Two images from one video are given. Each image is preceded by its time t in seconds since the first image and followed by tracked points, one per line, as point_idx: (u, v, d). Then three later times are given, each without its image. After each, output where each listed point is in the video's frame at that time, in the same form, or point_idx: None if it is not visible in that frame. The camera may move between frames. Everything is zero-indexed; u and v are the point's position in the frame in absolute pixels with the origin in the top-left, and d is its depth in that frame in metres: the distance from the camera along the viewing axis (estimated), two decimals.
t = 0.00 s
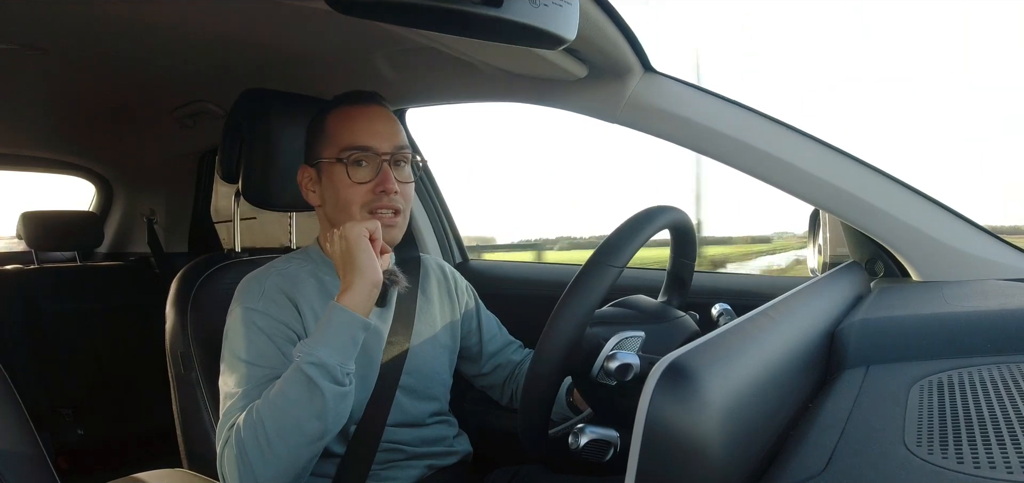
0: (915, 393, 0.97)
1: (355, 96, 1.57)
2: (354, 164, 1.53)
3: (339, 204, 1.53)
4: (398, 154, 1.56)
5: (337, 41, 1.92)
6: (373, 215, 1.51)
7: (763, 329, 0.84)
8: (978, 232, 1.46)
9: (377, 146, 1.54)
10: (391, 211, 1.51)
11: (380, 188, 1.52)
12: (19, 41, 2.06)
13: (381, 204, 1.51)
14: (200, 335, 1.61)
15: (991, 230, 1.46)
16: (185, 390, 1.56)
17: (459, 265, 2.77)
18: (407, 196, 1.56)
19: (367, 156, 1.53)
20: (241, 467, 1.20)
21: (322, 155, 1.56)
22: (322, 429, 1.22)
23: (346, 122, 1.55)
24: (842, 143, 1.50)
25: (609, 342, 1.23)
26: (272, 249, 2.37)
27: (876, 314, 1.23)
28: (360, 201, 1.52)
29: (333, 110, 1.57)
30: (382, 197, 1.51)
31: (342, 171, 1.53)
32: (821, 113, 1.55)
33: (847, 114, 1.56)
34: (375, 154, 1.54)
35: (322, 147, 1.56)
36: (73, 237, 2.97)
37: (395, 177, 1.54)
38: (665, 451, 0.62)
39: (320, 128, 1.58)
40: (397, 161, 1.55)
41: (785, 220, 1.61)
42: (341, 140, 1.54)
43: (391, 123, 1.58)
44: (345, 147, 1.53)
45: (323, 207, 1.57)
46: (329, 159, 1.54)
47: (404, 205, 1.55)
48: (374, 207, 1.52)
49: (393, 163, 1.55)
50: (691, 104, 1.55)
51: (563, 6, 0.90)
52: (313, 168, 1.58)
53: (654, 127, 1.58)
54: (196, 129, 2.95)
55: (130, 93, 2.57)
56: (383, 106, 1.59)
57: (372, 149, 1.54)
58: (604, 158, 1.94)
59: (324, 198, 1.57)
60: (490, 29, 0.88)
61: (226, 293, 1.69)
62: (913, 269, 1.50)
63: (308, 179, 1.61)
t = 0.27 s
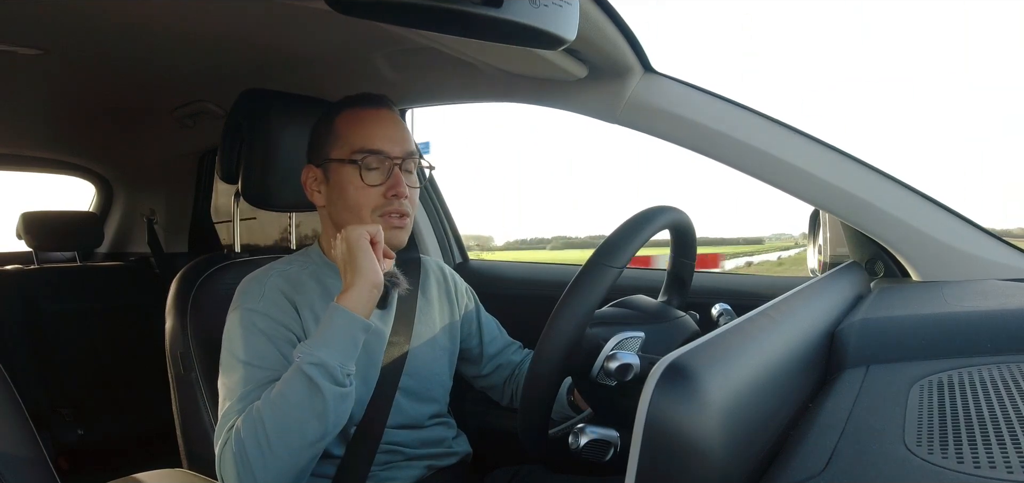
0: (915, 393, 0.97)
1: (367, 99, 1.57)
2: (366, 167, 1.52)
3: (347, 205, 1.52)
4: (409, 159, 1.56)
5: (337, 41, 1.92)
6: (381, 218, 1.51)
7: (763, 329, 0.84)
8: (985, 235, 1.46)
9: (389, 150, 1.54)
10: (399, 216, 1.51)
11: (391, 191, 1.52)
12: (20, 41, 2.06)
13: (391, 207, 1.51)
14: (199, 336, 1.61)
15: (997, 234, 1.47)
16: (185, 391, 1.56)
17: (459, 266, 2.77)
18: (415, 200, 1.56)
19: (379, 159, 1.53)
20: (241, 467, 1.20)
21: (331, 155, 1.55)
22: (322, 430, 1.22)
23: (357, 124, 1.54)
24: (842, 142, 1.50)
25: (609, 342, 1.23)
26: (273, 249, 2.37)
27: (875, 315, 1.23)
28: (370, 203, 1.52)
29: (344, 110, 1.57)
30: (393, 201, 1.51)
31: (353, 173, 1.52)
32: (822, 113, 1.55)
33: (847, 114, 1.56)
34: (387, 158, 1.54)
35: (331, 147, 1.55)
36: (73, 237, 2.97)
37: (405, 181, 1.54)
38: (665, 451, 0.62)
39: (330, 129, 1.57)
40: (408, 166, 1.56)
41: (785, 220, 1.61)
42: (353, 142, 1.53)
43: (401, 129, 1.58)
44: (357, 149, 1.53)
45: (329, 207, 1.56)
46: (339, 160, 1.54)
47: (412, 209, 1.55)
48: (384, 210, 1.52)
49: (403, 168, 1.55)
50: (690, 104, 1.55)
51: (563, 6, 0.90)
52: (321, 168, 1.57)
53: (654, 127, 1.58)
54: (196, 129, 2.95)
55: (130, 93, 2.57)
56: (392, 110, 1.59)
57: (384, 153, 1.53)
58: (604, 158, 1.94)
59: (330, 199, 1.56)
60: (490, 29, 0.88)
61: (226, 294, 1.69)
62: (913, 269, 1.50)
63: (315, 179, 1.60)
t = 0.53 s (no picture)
0: (915, 393, 0.97)
1: (363, 96, 1.57)
2: (366, 162, 1.52)
3: (347, 201, 1.52)
4: (406, 153, 1.56)
5: (338, 41, 1.93)
6: (381, 213, 1.50)
7: (762, 329, 0.84)
8: (979, 232, 1.45)
9: (387, 144, 1.54)
10: (399, 210, 1.51)
11: (390, 186, 1.51)
12: (20, 41, 2.06)
13: (391, 201, 1.51)
14: (199, 336, 1.61)
15: (993, 233, 1.46)
16: (185, 391, 1.56)
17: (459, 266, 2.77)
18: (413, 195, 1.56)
19: (378, 154, 1.53)
20: (240, 467, 1.20)
21: (330, 153, 1.55)
22: (321, 429, 1.22)
23: (355, 121, 1.54)
24: (842, 142, 1.50)
25: (609, 342, 1.23)
26: (273, 249, 2.37)
27: (875, 315, 1.23)
28: (369, 198, 1.51)
29: (340, 108, 1.57)
30: (392, 195, 1.51)
31: (353, 169, 1.52)
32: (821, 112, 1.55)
33: (847, 114, 1.56)
34: (385, 153, 1.53)
35: (329, 144, 1.55)
36: (73, 237, 2.97)
37: (404, 176, 1.54)
38: (663, 450, 0.62)
39: (326, 127, 1.57)
40: (406, 161, 1.56)
41: (785, 220, 1.61)
42: (352, 138, 1.53)
43: (397, 124, 1.58)
44: (356, 145, 1.53)
45: (328, 205, 1.55)
46: (338, 156, 1.53)
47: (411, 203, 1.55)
48: (384, 204, 1.51)
49: (400, 162, 1.54)
50: (689, 103, 1.55)
51: (563, 6, 0.90)
52: (319, 166, 1.57)
53: (654, 127, 1.58)
54: (196, 129, 2.95)
55: (131, 93, 2.57)
56: (385, 106, 1.60)
57: (382, 148, 1.53)
58: (604, 158, 1.94)
59: (329, 196, 1.55)
60: (490, 29, 0.88)
61: (225, 294, 1.69)
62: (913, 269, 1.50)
63: (312, 177, 1.59)
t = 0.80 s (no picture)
0: (915, 393, 0.97)
1: (367, 97, 1.57)
2: (371, 163, 1.52)
3: (351, 202, 1.52)
4: (410, 154, 1.57)
5: (337, 41, 1.93)
6: (387, 214, 1.51)
7: (762, 329, 0.84)
8: (978, 232, 1.46)
9: (391, 145, 1.54)
10: (404, 211, 1.51)
11: (394, 187, 1.52)
12: (18, 41, 2.06)
13: (395, 202, 1.51)
14: (200, 336, 1.61)
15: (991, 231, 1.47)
16: (185, 391, 1.56)
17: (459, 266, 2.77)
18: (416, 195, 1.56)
19: (382, 155, 1.53)
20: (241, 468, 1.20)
21: (333, 153, 1.54)
22: (323, 431, 1.22)
23: (359, 121, 1.54)
24: (841, 143, 1.50)
25: (609, 342, 1.23)
26: (273, 249, 2.37)
27: (875, 315, 1.23)
28: (373, 199, 1.52)
29: (344, 109, 1.56)
30: (397, 195, 1.51)
31: (358, 170, 1.52)
32: (820, 112, 1.55)
33: (847, 115, 1.56)
34: (389, 154, 1.54)
35: (333, 145, 1.55)
36: (73, 237, 2.96)
37: (408, 177, 1.54)
38: (664, 450, 0.62)
39: (329, 127, 1.56)
40: (409, 162, 1.56)
41: (785, 221, 1.61)
42: (356, 139, 1.53)
43: (401, 125, 1.58)
44: (361, 146, 1.52)
45: (331, 206, 1.55)
46: (342, 157, 1.53)
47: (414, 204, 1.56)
48: (388, 205, 1.52)
49: (404, 163, 1.55)
50: (688, 103, 1.55)
51: (563, 6, 0.90)
52: (322, 167, 1.56)
53: (654, 127, 1.58)
54: (196, 129, 2.95)
55: (131, 93, 2.57)
56: (389, 107, 1.59)
57: (387, 149, 1.53)
58: (604, 158, 1.94)
59: (332, 197, 1.55)
60: (489, 30, 0.88)
61: (226, 294, 1.69)
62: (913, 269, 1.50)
63: (315, 179, 1.59)
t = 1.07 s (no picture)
0: (916, 393, 0.97)
1: (370, 98, 1.58)
2: (374, 163, 1.52)
3: (353, 202, 1.52)
4: (412, 155, 1.57)
5: (337, 41, 1.92)
6: (389, 214, 1.51)
7: (762, 330, 0.84)
8: (978, 232, 1.45)
9: (394, 146, 1.54)
10: (407, 211, 1.51)
11: (397, 187, 1.52)
12: (17, 41, 2.06)
13: (398, 202, 1.51)
14: (200, 336, 1.61)
15: (992, 232, 1.46)
16: (185, 391, 1.56)
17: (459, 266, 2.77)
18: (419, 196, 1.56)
19: (385, 156, 1.53)
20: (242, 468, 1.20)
21: (336, 154, 1.54)
22: (324, 432, 1.21)
23: (363, 122, 1.54)
24: (842, 143, 1.50)
25: (609, 343, 1.23)
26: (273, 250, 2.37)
27: (876, 315, 1.23)
28: (376, 199, 1.51)
29: (348, 109, 1.56)
30: (399, 196, 1.51)
31: (361, 170, 1.52)
32: (821, 112, 1.55)
33: (848, 115, 1.56)
34: (393, 154, 1.54)
35: (336, 146, 1.55)
36: (73, 237, 2.96)
37: (411, 178, 1.54)
38: (664, 451, 0.61)
39: (332, 128, 1.56)
40: (412, 163, 1.56)
41: (785, 221, 1.61)
42: (360, 140, 1.53)
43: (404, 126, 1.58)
44: (364, 146, 1.52)
45: (333, 206, 1.54)
46: (345, 157, 1.53)
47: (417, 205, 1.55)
48: (390, 206, 1.52)
49: (407, 164, 1.55)
50: (688, 103, 1.55)
51: (563, 6, 0.90)
52: (324, 167, 1.56)
53: (654, 127, 1.58)
54: (196, 129, 2.95)
55: (131, 94, 2.57)
56: (392, 108, 1.60)
57: (390, 149, 1.54)
58: (605, 158, 1.93)
59: (335, 197, 1.55)
60: (489, 30, 0.88)
61: (226, 295, 1.69)
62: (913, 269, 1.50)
63: (317, 179, 1.58)
